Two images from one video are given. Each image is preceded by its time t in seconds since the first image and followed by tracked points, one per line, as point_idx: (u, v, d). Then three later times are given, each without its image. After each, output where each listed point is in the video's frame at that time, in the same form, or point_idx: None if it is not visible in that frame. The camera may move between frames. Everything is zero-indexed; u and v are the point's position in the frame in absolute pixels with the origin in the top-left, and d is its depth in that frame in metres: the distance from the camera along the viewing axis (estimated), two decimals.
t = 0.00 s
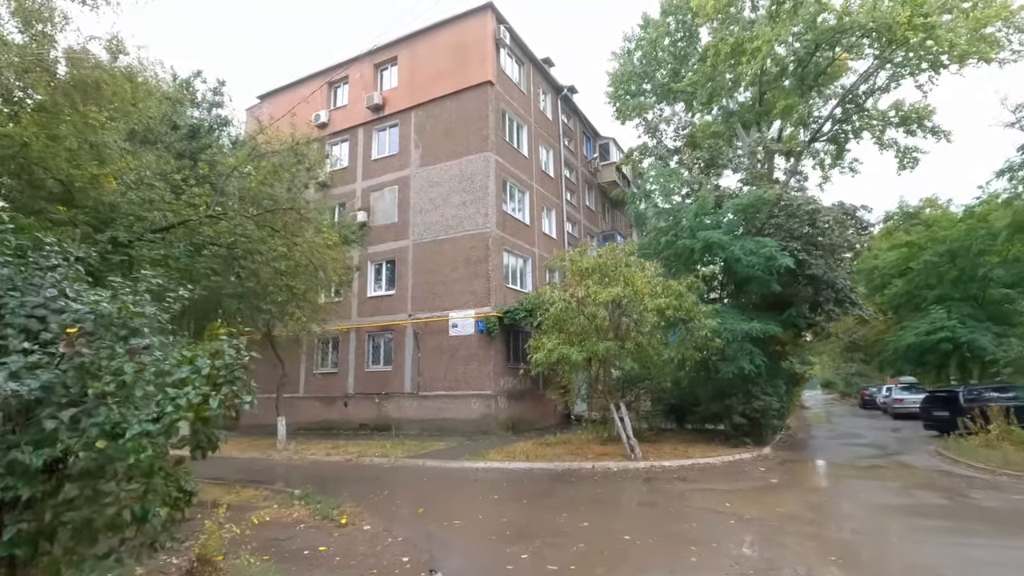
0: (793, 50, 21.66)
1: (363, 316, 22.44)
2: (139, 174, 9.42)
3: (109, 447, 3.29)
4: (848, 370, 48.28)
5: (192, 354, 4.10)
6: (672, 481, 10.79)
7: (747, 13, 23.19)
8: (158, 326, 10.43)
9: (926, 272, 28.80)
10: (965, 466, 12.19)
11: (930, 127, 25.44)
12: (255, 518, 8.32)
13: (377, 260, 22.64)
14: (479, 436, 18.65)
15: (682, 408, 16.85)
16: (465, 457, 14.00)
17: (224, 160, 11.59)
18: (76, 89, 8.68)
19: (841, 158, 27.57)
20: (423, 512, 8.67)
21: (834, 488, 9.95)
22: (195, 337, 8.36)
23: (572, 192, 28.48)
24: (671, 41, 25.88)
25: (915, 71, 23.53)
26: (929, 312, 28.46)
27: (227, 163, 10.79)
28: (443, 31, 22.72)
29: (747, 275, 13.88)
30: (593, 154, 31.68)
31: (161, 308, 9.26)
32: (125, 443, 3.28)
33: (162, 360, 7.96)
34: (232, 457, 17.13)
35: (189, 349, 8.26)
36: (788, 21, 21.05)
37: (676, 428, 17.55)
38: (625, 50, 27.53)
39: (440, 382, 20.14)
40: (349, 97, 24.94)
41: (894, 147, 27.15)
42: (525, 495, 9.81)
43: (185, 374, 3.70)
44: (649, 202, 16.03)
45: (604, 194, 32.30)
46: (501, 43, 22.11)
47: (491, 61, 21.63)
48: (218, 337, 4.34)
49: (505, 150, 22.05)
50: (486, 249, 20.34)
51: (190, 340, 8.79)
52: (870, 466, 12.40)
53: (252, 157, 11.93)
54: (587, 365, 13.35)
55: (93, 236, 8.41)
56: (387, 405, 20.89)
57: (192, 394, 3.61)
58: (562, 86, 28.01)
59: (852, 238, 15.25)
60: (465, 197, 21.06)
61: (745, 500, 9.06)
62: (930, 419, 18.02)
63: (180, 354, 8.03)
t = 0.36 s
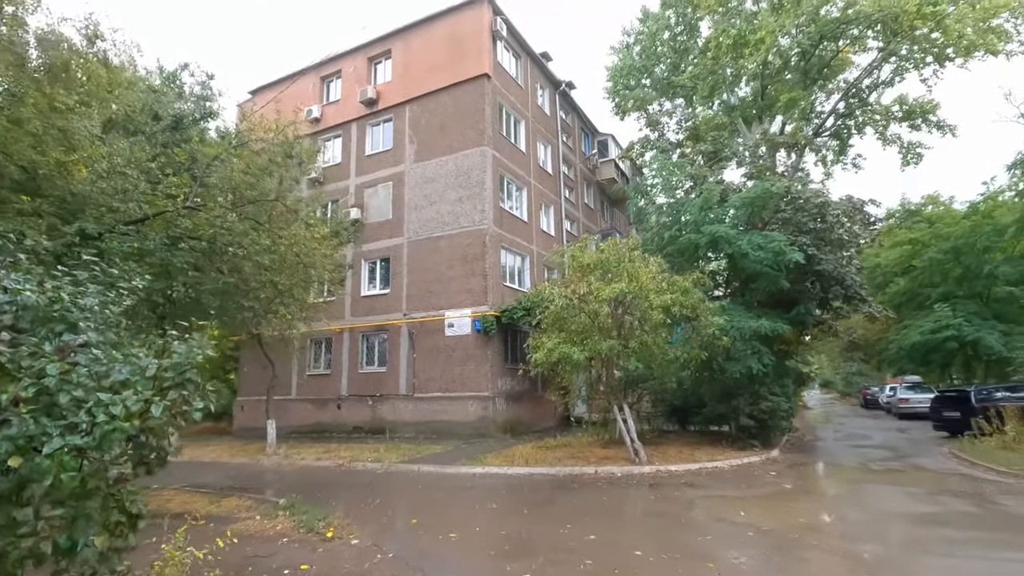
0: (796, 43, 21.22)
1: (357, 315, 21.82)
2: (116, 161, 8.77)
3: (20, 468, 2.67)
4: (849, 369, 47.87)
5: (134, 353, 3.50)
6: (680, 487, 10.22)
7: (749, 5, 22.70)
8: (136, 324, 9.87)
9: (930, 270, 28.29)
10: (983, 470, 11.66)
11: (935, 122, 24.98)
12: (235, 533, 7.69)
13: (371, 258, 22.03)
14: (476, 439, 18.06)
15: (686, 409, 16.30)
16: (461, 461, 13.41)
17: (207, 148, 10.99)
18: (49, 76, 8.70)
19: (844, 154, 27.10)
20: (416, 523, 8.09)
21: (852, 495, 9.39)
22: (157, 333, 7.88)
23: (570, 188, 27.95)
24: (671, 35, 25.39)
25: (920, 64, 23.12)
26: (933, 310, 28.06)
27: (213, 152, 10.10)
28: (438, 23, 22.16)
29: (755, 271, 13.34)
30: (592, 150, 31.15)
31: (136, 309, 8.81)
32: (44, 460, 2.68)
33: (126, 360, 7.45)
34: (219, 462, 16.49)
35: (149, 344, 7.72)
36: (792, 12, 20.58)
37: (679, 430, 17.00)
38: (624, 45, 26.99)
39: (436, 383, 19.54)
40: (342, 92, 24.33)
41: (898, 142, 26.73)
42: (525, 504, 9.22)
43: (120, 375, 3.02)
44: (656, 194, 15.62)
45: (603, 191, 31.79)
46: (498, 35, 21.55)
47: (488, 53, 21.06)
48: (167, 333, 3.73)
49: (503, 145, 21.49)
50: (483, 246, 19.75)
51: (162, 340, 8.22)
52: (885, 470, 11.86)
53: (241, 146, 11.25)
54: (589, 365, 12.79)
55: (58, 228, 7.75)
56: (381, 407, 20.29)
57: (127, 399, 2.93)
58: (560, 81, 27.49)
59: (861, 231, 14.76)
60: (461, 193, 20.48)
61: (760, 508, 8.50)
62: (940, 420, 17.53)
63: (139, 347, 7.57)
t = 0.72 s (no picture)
0: (803, 32, 20.67)
1: (354, 312, 21.25)
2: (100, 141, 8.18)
3: None
4: (850, 366, 47.48)
5: (71, 338, 3.00)
6: (692, 489, 9.72)
7: None
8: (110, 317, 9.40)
9: (937, 266, 27.59)
10: (1007, 469, 11.18)
11: (944, 113, 24.43)
12: (220, 541, 7.16)
13: (368, 253, 21.46)
14: (476, 439, 17.53)
15: (692, 407, 15.78)
16: (461, 461, 12.89)
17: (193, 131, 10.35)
18: (23, 53, 8.39)
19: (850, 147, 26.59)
20: (415, 530, 7.57)
21: (875, 496, 8.90)
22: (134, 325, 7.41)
23: (571, 182, 27.42)
24: (674, 24, 24.77)
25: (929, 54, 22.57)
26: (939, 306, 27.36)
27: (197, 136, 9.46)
28: (437, 11, 21.56)
29: (768, 262, 12.85)
30: (593, 144, 30.59)
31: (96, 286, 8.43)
32: None
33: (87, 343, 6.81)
34: (210, 463, 15.94)
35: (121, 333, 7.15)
36: None
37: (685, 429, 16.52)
38: (626, 36, 26.42)
39: (434, 380, 19.02)
40: (338, 82, 23.74)
41: (905, 135, 26.24)
42: (530, 507, 8.70)
43: (57, 364, 2.49)
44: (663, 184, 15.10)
45: (604, 186, 31.25)
46: (498, 23, 20.97)
47: (487, 42, 20.49)
48: (112, 315, 3.20)
49: (503, 136, 20.95)
50: (483, 240, 19.20)
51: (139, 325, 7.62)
52: (903, 470, 11.37)
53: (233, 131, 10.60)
54: (595, 362, 12.27)
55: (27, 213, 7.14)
56: (379, 406, 19.76)
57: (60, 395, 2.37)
58: (561, 72, 26.92)
59: (876, 222, 14.25)
60: (461, 185, 19.93)
61: (779, 512, 8.01)
62: (952, 417, 17.08)
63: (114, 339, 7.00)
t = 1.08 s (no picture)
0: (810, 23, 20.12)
1: (348, 308, 20.73)
2: (69, 122, 7.54)
3: None
4: (851, 366, 47.10)
5: None
6: (700, 495, 9.24)
7: None
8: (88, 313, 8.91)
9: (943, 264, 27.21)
10: None
11: (952, 108, 23.90)
12: (196, 552, 6.66)
13: (363, 248, 20.93)
14: (473, 439, 17.03)
15: (697, 407, 15.29)
16: (458, 463, 12.40)
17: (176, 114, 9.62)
18: None
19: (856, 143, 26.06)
20: (406, 540, 7.07)
21: (893, 504, 8.43)
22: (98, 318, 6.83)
23: (571, 178, 26.91)
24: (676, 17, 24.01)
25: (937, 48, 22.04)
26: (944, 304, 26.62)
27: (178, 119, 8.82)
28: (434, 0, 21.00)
29: (778, 258, 12.37)
30: (594, 139, 30.07)
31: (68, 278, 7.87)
32: None
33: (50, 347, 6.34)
34: (198, 464, 15.43)
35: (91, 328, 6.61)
36: None
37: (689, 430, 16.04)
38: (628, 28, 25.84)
39: (431, 379, 18.52)
40: (334, 73, 23.19)
41: (912, 131, 25.74)
42: (529, 515, 8.21)
43: None
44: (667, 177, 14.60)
45: (605, 181, 30.74)
46: (497, 13, 20.43)
47: (486, 32, 19.95)
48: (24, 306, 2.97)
49: (502, 129, 20.42)
50: (481, 235, 18.68)
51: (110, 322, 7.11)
52: (918, 475, 10.89)
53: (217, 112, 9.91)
54: (597, 360, 11.77)
55: None
56: (374, 405, 19.27)
57: None
58: (561, 65, 26.39)
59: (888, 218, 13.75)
60: (458, 178, 19.42)
61: (794, 522, 7.53)
62: (962, 418, 16.67)
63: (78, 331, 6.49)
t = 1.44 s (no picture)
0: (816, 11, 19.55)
1: (341, 304, 20.13)
2: (27, 94, 6.88)
3: None
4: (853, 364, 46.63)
5: None
6: (708, 499, 8.68)
7: None
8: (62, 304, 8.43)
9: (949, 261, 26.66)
10: None
11: (961, 100, 23.36)
12: (162, 565, 6.08)
13: (357, 242, 20.33)
14: (470, 439, 16.46)
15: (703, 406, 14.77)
16: (453, 463, 11.84)
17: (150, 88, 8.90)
18: None
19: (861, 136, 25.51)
20: (394, 551, 6.50)
21: (917, 510, 7.87)
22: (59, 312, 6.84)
23: (571, 171, 26.34)
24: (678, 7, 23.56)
25: (945, 38, 21.52)
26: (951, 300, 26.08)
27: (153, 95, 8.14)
28: None
29: (789, 250, 11.81)
30: (594, 132, 29.50)
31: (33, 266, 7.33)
32: None
33: (7, 342, 6.45)
34: (184, 464, 14.84)
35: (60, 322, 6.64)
36: None
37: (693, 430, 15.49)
38: (629, 18, 24.89)
39: (426, 376, 17.94)
40: (327, 63, 22.57)
41: (918, 124, 25.21)
42: (528, 522, 7.64)
43: None
44: (671, 167, 14.02)
45: (605, 176, 30.16)
46: None
47: (483, 19, 19.36)
48: None
49: (500, 119, 19.82)
50: (478, 228, 18.10)
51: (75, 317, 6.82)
52: (938, 477, 10.34)
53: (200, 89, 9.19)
54: (598, 357, 11.19)
55: None
56: (368, 403, 18.69)
57: None
58: (561, 56, 25.78)
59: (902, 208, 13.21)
60: (455, 170, 18.84)
61: (815, 530, 6.97)
62: (975, 417, 16.14)
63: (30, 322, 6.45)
